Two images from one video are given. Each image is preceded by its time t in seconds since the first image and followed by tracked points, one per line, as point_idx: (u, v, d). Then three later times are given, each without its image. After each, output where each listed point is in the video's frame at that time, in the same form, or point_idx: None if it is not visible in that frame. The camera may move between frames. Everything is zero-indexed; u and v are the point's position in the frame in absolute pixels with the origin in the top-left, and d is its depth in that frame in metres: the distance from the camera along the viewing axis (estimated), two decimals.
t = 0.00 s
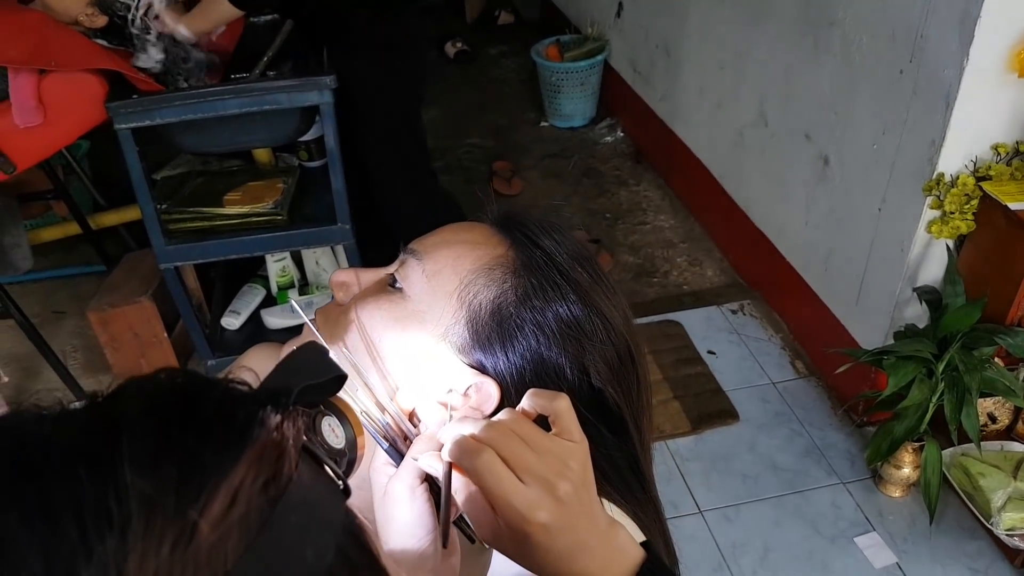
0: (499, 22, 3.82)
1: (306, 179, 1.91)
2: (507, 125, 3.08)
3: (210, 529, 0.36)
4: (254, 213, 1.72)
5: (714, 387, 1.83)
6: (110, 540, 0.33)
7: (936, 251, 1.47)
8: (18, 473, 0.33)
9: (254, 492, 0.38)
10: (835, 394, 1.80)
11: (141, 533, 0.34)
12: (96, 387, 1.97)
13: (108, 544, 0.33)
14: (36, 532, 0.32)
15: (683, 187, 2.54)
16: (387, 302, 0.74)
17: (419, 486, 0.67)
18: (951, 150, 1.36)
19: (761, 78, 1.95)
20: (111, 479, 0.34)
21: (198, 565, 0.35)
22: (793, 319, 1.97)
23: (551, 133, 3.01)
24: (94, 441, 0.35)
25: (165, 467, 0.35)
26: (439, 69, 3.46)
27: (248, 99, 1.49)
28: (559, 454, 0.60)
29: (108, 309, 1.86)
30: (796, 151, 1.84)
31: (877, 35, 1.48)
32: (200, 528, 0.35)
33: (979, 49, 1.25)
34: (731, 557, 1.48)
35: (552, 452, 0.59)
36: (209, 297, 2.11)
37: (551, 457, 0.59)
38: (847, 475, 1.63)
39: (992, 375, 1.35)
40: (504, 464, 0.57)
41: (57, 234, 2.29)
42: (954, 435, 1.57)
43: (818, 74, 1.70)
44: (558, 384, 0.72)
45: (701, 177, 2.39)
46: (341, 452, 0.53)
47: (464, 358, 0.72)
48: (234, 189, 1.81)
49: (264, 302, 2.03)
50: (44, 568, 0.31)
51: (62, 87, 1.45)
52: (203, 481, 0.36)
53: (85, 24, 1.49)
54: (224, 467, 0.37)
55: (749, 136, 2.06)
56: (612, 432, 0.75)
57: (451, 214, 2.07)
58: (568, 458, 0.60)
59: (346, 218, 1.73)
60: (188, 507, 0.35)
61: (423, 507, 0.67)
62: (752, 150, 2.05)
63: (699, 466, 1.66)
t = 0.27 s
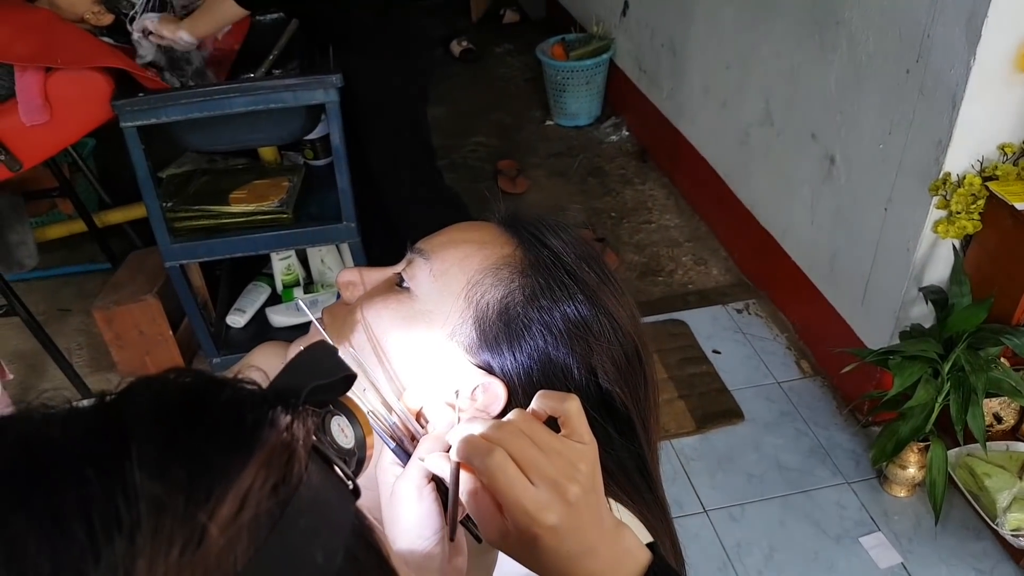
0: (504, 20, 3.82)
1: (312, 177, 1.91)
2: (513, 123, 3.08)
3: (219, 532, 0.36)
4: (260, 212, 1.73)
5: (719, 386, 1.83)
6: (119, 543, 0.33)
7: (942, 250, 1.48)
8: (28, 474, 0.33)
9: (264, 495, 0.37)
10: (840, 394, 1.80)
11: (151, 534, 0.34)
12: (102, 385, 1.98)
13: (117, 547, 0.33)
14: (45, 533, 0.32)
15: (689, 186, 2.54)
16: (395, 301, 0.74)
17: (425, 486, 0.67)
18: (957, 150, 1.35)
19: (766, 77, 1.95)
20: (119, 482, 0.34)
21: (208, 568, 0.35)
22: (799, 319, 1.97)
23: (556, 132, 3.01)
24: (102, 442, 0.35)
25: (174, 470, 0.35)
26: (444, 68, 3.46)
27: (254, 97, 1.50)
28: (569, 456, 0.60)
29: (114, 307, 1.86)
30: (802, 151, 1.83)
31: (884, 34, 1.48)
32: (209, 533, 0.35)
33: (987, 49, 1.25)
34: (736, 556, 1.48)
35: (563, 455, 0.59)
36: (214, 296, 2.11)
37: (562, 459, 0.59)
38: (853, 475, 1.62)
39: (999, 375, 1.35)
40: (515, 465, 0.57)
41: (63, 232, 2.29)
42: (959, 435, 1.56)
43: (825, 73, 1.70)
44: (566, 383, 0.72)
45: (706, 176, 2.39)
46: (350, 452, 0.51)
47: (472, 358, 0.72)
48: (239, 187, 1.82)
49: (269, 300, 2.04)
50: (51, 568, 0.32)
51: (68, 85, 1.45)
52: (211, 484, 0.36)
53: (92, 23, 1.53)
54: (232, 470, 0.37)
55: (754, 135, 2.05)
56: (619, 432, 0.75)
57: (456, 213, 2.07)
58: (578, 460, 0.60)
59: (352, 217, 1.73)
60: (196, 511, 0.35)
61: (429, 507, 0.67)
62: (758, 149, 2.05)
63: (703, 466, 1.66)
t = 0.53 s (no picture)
0: (507, 21, 3.82)
1: (314, 177, 1.92)
2: (515, 124, 3.08)
3: (224, 535, 0.36)
4: (263, 212, 1.73)
5: (721, 387, 1.83)
6: (125, 544, 0.33)
7: (944, 251, 1.48)
8: (35, 475, 0.33)
9: (269, 497, 0.37)
10: (842, 395, 1.80)
11: (157, 537, 0.34)
12: (104, 385, 1.98)
13: (123, 549, 0.33)
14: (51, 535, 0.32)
15: (691, 187, 2.54)
16: (399, 301, 0.74)
17: (429, 485, 0.67)
18: (960, 151, 1.35)
19: (769, 78, 1.95)
20: (125, 483, 0.34)
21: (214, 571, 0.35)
22: (801, 320, 1.97)
23: (558, 133, 3.01)
24: (108, 443, 0.35)
25: (180, 470, 0.35)
26: (447, 68, 3.47)
27: (257, 98, 1.50)
28: (571, 454, 0.59)
29: (116, 307, 1.87)
30: (805, 151, 1.83)
31: (886, 35, 1.48)
32: (214, 535, 0.35)
33: (989, 50, 1.25)
34: (738, 558, 1.48)
35: (565, 453, 0.59)
36: (217, 296, 2.12)
37: (563, 457, 0.59)
38: (854, 476, 1.62)
39: (1001, 377, 1.35)
40: (515, 461, 0.57)
41: (65, 232, 2.30)
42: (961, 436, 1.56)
43: (827, 74, 1.70)
44: (569, 384, 0.72)
45: (708, 177, 2.39)
46: (355, 453, 0.51)
47: (475, 359, 0.72)
48: (242, 187, 1.82)
49: (272, 300, 2.04)
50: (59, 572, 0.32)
51: (69, 85, 1.45)
52: (217, 485, 0.36)
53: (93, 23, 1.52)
54: (238, 471, 0.37)
55: (756, 136, 2.06)
56: (622, 432, 0.75)
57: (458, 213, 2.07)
58: (580, 458, 0.60)
59: (354, 217, 1.73)
60: (202, 512, 0.35)
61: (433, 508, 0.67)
62: (760, 150, 2.05)
63: (704, 466, 1.66)
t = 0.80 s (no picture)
0: (507, 21, 3.82)
1: (314, 177, 1.92)
2: (515, 124, 3.08)
3: (215, 540, 0.36)
4: (263, 212, 1.73)
5: (721, 387, 1.83)
6: (115, 551, 0.33)
7: (944, 252, 1.48)
8: (28, 481, 0.34)
9: (262, 501, 0.37)
10: (842, 395, 1.80)
11: (147, 543, 0.34)
12: (104, 385, 1.98)
13: (113, 556, 0.33)
14: (42, 541, 0.32)
15: (692, 187, 2.53)
16: (399, 302, 0.74)
17: (429, 486, 0.67)
18: (961, 151, 1.35)
19: (769, 78, 1.95)
20: (117, 489, 0.34)
21: None
22: (801, 320, 1.97)
23: (558, 133, 3.01)
24: (100, 448, 0.35)
25: (172, 476, 0.35)
26: (447, 68, 3.47)
27: (257, 98, 1.50)
28: (571, 454, 0.60)
29: (116, 307, 1.87)
30: (805, 152, 1.83)
31: (887, 36, 1.48)
32: (205, 541, 0.35)
33: (989, 50, 1.25)
34: (738, 558, 1.48)
35: (567, 453, 0.59)
36: (217, 296, 2.12)
37: (564, 457, 0.59)
38: (855, 476, 1.62)
39: (1001, 377, 1.35)
40: (516, 460, 0.57)
41: (65, 232, 2.30)
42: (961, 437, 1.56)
43: (827, 74, 1.70)
44: (569, 384, 0.72)
45: (709, 177, 2.39)
46: (353, 454, 0.51)
47: (476, 359, 0.72)
48: (242, 187, 1.82)
49: (272, 300, 2.04)
50: None
51: (69, 85, 1.45)
52: (209, 490, 0.36)
53: (93, 22, 1.53)
54: (230, 476, 0.37)
55: (757, 136, 2.05)
56: (622, 433, 0.75)
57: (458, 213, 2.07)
58: (581, 457, 0.60)
59: (354, 217, 1.73)
60: (193, 519, 0.35)
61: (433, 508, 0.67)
62: (761, 150, 2.04)
63: (704, 467, 1.66)
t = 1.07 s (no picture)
0: (507, 20, 3.82)
1: (313, 177, 1.91)
2: (515, 123, 3.08)
3: (216, 544, 0.35)
4: (262, 212, 1.73)
5: (721, 387, 1.83)
6: (116, 553, 0.33)
7: (945, 251, 1.47)
8: (27, 480, 0.33)
9: (265, 503, 0.37)
10: (843, 394, 1.80)
11: (149, 545, 0.34)
12: (103, 385, 1.98)
13: (114, 557, 0.33)
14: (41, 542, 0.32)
15: (691, 186, 2.53)
16: (396, 301, 0.74)
17: (427, 486, 0.66)
18: (961, 150, 1.35)
19: (769, 77, 1.95)
20: (119, 488, 0.34)
21: None
22: (801, 319, 1.96)
23: (558, 132, 3.01)
24: (100, 449, 0.35)
25: (173, 477, 0.35)
26: (446, 68, 3.46)
27: (256, 97, 1.50)
28: (571, 455, 0.59)
29: (115, 307, 1.87)
30: (805, 151, 1.83)
31: (887, 34, 1.48)
32: (205, 544, 0.35)
33: (990, 49, 1.25)
34: (739, 558, 1.47)
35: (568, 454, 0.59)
36: (216, 295, 2.11)
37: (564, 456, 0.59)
38: (855, 476, 1.62)
39: (1002, 376, 1.34)
40: (516, 462, 0.56)
41: (65, 232, 2.30)
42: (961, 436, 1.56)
43: (827, 73, 1.69)
44: (567, 384, 0.71)
45: (709, 176, 2.38)
46: (355, 454, 0.51)
47: (474, 359, 0.72)
48: (241, 187, 1.82)
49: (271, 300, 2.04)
50: None
51: (68, 84, 1.45)
52: (212, 491, 0.36)
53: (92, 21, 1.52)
54: (233, 477, 0.36)
55: (757, 135, 2.05)
56: (621, 433, 0.74)
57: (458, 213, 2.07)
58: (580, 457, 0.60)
59: (353, 217, 1.73)
60: (194, 521, 0.35)
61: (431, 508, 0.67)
62: (761, 149, 2.04)
63: (704, 466, 1.66)
